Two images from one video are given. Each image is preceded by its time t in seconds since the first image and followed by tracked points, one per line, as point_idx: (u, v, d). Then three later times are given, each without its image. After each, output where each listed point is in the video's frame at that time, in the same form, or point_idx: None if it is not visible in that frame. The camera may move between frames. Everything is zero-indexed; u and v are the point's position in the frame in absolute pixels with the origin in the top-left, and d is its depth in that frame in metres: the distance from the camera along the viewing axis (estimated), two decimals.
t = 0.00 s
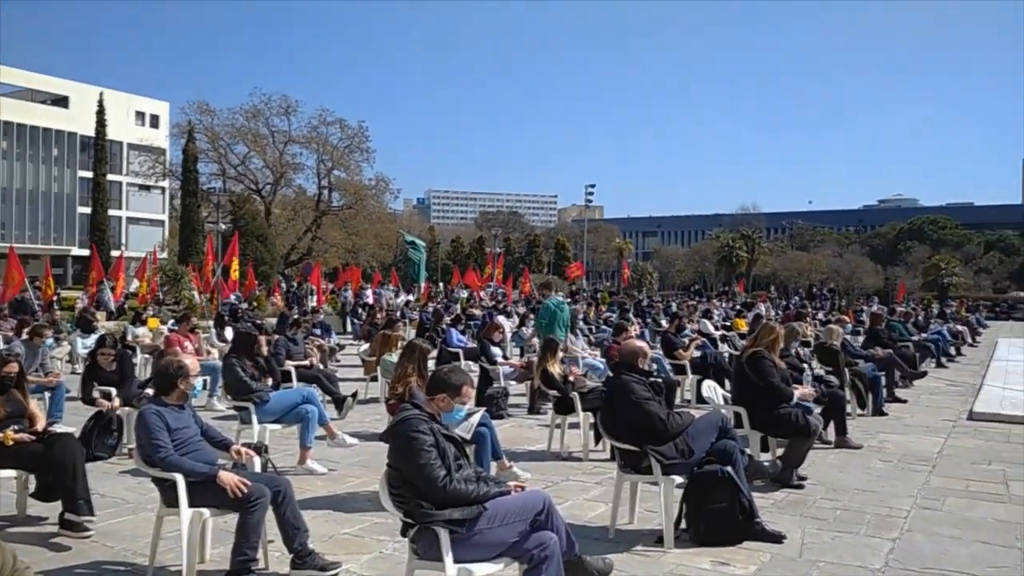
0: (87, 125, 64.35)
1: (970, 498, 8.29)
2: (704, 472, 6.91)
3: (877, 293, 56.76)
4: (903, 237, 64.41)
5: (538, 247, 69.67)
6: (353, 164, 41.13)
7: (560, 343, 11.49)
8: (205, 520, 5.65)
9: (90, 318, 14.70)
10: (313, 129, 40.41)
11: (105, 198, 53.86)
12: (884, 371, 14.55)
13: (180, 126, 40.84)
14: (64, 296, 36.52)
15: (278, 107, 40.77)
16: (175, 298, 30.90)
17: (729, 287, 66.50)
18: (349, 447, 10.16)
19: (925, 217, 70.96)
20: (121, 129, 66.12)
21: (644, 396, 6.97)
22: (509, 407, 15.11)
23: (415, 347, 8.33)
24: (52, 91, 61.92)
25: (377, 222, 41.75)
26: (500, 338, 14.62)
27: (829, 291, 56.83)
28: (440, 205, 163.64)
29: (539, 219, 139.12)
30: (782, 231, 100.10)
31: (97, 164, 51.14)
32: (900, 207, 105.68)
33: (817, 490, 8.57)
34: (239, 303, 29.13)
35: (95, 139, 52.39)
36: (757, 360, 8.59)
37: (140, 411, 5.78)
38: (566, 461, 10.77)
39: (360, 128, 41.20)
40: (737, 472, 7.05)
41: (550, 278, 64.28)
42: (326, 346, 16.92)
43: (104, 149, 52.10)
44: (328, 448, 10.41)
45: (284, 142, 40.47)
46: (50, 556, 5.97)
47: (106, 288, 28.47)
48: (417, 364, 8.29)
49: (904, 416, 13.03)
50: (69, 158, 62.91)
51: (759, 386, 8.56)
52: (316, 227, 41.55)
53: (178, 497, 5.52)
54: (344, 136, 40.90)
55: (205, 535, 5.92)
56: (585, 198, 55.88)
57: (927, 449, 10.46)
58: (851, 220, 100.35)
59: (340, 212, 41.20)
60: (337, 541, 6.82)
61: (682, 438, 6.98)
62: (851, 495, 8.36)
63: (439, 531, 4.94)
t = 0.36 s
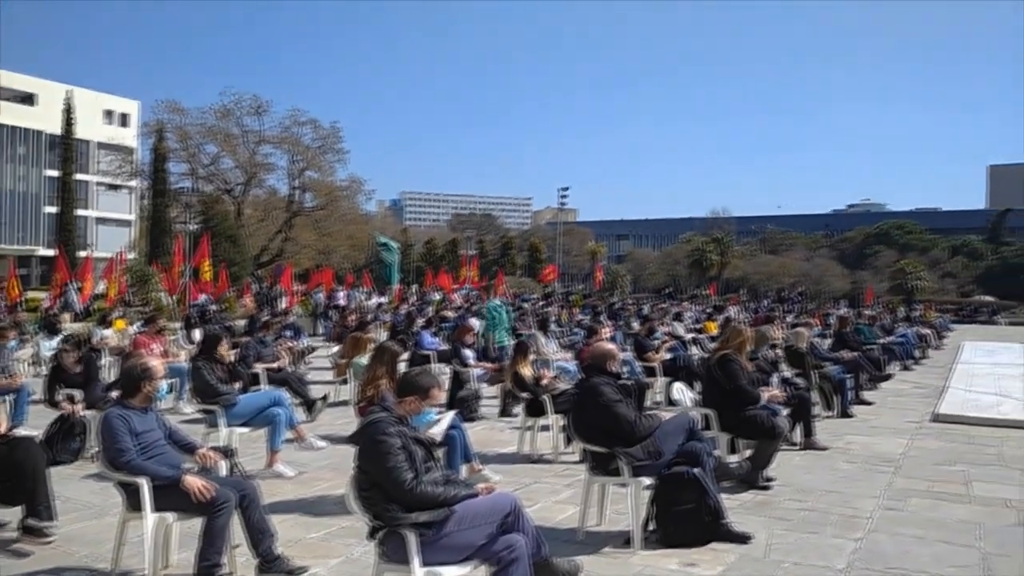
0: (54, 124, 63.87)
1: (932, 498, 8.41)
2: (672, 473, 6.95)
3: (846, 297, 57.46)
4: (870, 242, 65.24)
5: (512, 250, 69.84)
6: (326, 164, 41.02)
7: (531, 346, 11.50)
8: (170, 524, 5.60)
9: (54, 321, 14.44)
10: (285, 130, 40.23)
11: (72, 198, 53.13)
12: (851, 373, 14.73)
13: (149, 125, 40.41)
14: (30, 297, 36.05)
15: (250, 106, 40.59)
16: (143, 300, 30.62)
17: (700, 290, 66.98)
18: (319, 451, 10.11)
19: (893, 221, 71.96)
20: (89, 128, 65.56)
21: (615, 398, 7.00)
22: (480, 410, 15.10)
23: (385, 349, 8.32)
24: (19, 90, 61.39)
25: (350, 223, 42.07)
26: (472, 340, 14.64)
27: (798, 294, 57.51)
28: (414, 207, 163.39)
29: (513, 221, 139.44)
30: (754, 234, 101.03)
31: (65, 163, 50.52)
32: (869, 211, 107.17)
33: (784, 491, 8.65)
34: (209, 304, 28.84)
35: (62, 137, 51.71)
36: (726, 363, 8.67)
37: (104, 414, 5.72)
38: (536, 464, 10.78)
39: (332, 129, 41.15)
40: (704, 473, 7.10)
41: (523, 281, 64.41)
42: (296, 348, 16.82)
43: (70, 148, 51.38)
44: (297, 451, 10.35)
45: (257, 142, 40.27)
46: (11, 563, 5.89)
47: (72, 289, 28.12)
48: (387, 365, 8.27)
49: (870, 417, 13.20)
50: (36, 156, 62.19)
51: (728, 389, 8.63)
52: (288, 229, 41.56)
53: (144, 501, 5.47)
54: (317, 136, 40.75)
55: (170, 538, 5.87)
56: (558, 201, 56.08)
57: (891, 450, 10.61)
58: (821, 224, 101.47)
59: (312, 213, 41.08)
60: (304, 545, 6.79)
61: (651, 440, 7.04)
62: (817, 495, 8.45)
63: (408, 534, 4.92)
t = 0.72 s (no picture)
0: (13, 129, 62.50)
1: (894, 502, 8.53)
2: (639, 479, 6.99)
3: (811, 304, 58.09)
4: (834, 250, 66.09)
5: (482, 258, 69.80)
6: (293, 171, 40.74)
7: (500, 354, 11.51)
8: (133, 536, 5.52)
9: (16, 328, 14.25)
10: (252, 136, 39.97)
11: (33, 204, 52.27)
12: (815, 380, 14.90)
13: (113, 131, 40.01)
14: None
15: (216, 112, 40.16)
16: (105, 307, 30.33)
17: (668, 297, 67.35)
18: (285, 459, 10.02)
19: (857, 229, 72.92)
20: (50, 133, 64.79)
21: (582, 406, 7.02)
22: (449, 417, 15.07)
23: (352, 358, 8.29)
24: None
25: (317, 231, 41.24)
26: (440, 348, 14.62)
27: (764, 301, 58.05)
28: (383, 214, 163.01)
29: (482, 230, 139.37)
30: (721, 242, 101.89)
31: (25, 169, 49.66)
32: (832, 220, 108.65)
33: (750, 496, 8.71)
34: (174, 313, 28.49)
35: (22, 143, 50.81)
36: (693, 370, 8.74)
37: (63, 425, 5.64)
38: (505, 472, 10.77)
39: (300, 135, 40.96)
40: (671, 479, 7.14)
41: (493, 289, 64.38)
42: (263, 357, 16.68)
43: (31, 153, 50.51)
44: (263, 461, 10.26)
45: (222, 149, 39.87)
46: None
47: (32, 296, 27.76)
48: (354, 374, 8.25)
49: (834, 423, 13.36)
50: None
51: (696, 396, 8.70)
52: (254, 236, 40.77)
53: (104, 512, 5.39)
54: (284, 143, 40.50)
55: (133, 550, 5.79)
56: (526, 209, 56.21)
57: (855, 455, 10.75)
58: (787, 233, 102.53)
59: (279, 220, 40.44)
60: (270, 555, 6.73)
61: (618, 446, 7.06)
62: (782, 501, 8.53)
63: (374, 543, 4.89)
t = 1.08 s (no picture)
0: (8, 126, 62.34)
1: (888, 495, 8.55)
2: (634, 474, 7.00)
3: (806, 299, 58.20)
4: (830, 245, 66.18)
5: (478, 254, 69.78)
6: (288, 168, 40.65)
7: (495, 350, 11.52)
8: (128, 533, 5.52)
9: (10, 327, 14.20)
10: (247, 133, 39.90)
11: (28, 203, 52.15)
12: (811, 374, 14.91)
13: (107, 129, 39.91)
14: None
15: (211, 109, 40.12)
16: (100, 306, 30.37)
17: (665, 293, 67.40)
18: (281, 457, 10.00)
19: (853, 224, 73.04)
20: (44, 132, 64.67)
21: (577, 401, 7.02)
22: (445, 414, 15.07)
23: (347, 355, 8.28)
24: None
25: (313, 228, 41.13)
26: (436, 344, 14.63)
27: (760, 296, 58.20)
28: (380, 212, 163.02)
29: (479, 227, 139.53)
30: (717, 238, 102.03)
31: (20, 168, 49.54)
32: (828, 214, 108.79)
33: (745, 490, 8.73)
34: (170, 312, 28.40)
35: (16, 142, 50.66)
36: (687, 365, 8.74)
37: (58, 422, 5.63)
38: (501, 467, 10.78)
39: (295, 133, 40.90)
40: (665, 473, 7.15)
41: (490, 285, 64.40)
42: (259, 355, 16.67)
43: (25, 152, 50.41)
44: (259, 458, 10.25)
45: (217, 146, 39.80)
46: None
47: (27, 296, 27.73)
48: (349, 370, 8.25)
49: (829, 417, 13.37)
50: None
51: (691, 390, 8.71)
52: (250, 234, 40.88)
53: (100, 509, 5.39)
54: (279, 140, 40.49)
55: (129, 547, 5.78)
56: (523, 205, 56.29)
57: (850, 449, 10.77)
58: (783, 228, 102.69)
59: (274, 217, 40.43)
60: (266, 552, 6.73)
61: (613, 441, 7.05)
62: (777, 494, 8.55)
63: (369, 539, 4.89)
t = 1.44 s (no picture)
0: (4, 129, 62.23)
1: (883, 489, 8.57)
2: (629, 471, 7.01)
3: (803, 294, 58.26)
4: (827, 240, 66.22)
5: (475, 253, 69.73)
6: (284, 169, 40.51)
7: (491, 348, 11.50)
8: (124, 535, 5.51)
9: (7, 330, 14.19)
10: (242, 134, 39.83)
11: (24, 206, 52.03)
12: (807, 369, 14.91)
13: (102, 131, 39.88)
14: None
15: (207, 111, 40.06)
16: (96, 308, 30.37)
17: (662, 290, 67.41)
18: (278, 458, 9.99)
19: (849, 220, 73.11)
20: (39, 134, 64.61)
21: (572, 398, 7.02)
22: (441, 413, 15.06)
23: (342, 355, 8.28)
24: None
25: (310, 229, 41.12)
26: (433, 344, 14.62)
27: (757, 292, 58.28)
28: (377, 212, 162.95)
29: (476, 225, 139.52)
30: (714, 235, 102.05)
31: (15, 171, 49.46)
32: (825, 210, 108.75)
33: (741, 486, 8.74)
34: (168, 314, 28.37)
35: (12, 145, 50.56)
36: (683, 361, 8.74)
37: (53, 425, 5.63)
38: (498, 465, 10.78)
39: (291, 133, 40.78)
40: (661, 469, 7.16)
41: (487, 284, 64.35)
42: (256, 356, 16.66)
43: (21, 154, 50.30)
44: (256, 459, 10.26)
45: (213, 148, 39.72)
46: None
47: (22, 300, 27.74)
48: (344, 370, 8.24)
49: (826, 412, 13.37)
50: None
51: (686, 386, 8.71)
52: (247, 235, 40.88)
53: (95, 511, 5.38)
54: (275, 141, 40.37)
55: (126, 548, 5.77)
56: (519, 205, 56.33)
57: (845, 444, 10.78)
58: (780, 223, 102.73)
59: (271, 218, 40.44)
60: (262, 553, 6.73)
61: (608, 438, 7.05)
62: (772, 489, 8.57)
63: (363, 538, 4.89)
